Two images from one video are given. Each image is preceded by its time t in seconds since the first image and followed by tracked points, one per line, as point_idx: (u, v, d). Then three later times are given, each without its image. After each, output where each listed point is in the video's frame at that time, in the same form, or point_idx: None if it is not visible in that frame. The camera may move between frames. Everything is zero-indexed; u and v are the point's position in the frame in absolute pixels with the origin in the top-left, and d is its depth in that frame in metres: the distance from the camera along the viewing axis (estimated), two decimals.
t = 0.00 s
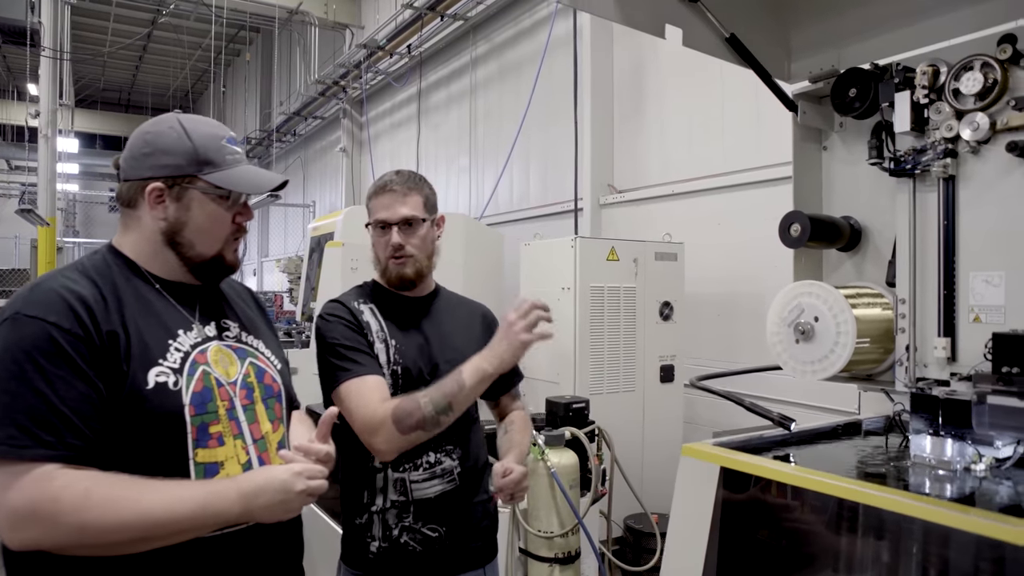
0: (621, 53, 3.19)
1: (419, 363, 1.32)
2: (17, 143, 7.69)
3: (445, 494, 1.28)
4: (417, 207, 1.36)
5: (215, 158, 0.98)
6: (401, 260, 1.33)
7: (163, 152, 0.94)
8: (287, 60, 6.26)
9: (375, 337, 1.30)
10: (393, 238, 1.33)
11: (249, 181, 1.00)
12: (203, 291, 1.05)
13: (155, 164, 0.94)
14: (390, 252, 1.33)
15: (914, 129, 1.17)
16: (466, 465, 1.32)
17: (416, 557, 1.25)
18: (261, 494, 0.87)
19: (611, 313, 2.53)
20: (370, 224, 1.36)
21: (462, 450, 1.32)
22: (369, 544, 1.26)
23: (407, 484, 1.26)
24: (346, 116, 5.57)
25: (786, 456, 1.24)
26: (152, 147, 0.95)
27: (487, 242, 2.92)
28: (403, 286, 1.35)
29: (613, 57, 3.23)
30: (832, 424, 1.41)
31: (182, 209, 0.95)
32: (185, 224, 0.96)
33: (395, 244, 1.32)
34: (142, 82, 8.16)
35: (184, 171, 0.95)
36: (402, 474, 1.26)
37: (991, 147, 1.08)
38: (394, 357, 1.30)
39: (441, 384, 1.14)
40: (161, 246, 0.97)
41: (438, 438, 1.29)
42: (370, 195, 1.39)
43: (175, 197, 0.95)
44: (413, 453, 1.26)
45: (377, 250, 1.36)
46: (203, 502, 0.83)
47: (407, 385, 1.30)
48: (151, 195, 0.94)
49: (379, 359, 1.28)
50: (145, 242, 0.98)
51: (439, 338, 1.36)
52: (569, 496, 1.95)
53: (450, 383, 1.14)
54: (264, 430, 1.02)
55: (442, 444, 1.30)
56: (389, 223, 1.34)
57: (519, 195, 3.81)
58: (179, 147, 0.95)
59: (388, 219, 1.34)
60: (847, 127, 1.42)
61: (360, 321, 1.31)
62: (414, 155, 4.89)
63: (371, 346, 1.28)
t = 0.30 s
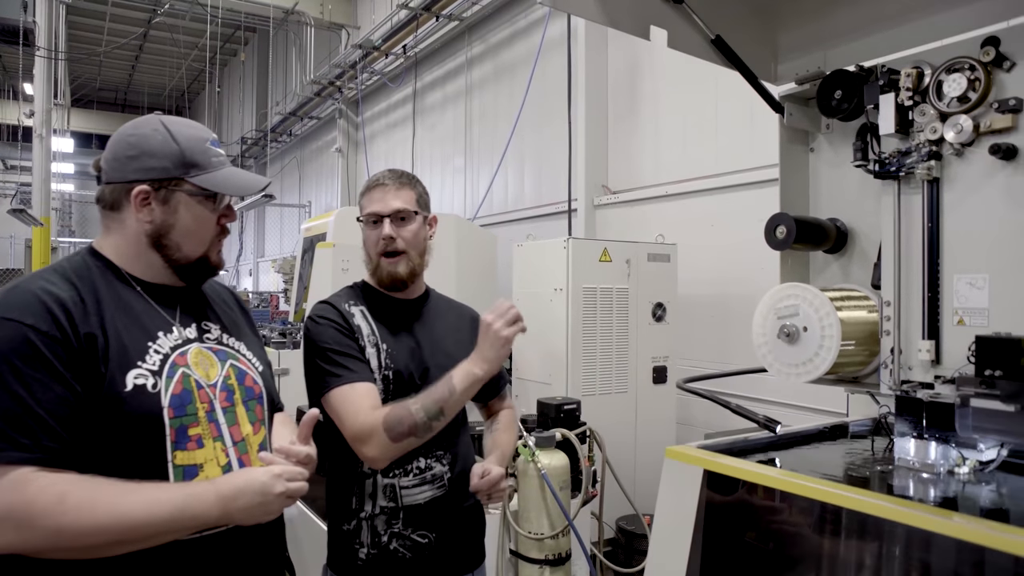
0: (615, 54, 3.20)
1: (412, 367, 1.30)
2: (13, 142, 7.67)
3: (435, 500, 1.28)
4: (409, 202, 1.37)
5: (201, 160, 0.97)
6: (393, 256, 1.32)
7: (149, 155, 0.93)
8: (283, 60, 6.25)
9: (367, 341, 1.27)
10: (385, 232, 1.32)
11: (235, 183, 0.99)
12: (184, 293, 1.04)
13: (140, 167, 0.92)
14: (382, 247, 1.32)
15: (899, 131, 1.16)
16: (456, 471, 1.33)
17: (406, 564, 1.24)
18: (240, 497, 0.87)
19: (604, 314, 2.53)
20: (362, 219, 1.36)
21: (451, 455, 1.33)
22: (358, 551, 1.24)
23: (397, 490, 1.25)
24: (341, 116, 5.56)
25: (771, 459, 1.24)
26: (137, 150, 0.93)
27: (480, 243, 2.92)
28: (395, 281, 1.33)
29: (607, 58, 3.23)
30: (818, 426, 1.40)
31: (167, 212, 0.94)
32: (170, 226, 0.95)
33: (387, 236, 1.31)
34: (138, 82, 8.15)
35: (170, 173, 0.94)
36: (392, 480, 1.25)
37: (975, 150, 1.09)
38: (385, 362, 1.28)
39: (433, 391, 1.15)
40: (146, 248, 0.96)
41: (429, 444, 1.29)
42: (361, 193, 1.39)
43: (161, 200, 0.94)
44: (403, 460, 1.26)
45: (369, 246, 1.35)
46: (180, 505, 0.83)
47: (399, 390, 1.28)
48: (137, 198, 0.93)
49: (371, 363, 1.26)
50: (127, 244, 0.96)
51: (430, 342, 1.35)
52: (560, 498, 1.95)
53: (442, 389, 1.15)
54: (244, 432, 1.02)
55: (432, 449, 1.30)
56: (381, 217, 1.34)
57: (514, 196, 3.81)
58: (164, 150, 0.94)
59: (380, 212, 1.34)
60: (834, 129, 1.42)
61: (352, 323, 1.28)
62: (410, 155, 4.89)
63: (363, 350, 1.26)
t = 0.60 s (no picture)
0: (611, 55, 3.20)
1: (399, 369, 1.27)
2: (13, 142, 7.69)
3: (420, 505, 1.28)
4: (401, 199, 1.37)
5: (182, 161, 0.97)
6: (386, 252, 1.32)
7: (129, 156, 0.93)
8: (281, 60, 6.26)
9: (352, 344, 1.26)
10: (377, 229, 1.32)
11: (216, 184, 0.99)
12: (166, 294, 1.05)
13: (120, 168, 0.93)
14: (375, 245, 1.32)
15: (882, 132, 1.17)
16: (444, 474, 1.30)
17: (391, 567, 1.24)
18: (221, 498, 0.87)
19: (597, 315, 2.53)
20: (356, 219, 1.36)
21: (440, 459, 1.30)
22: (344, 552, 1.25)
23: (382, 493, 1.25)
24: (340, 117, 5.52)
25: (756, 461, 1.24)
26: (117, 151, 0.93)
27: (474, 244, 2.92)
28: (389, 278, 1.32)
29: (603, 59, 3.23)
30: (805, 428, 1.40)
31: (148, 213, 0.95)
32: (151, 227, 0.95)
33: (379, 234, 1.32)
34: (137, 82, 8.16)
35: (151, 175, 0.94)
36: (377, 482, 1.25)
37: (958, 151, 1.09)
38: (370, 364, 1.26)
39: (423, 451, 1.08)
40: (128, 249, 0.97)
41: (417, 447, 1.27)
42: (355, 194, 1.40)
43: (142, 201, 0.94)
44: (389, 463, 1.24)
45: (363, 245, 1.35)
46: (159, 505, 0.83)
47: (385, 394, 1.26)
48: (117, 199, 0.93)
49: (354, 365, 1.25)
50: (108, 246, 0.97)
51: (419, 345, 1.32)
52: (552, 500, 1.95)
53: (432, 457, 1.07)
54: (225, 433, 1.03)
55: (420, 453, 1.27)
56: (373, 214, 1.35)
57: (511, 197, 3.81)
58: (144, 151, 0.94)
59: (372, 210, 1.35)
60: (820, 130, 1.42)
61: (338, 326, 1.28)
62: (408, 155, 4.89)
63: (347, 353, 1.25)
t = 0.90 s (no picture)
0: (607, 55, 3.19)
1: (377, 372, 1.23)
2: (14, 143, 7.71)
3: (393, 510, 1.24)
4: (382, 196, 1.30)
5: (159, 161, 0.97)
6: (362, 256, 1.28)
7: (106, 156, 0.93)
8: (280, 61, 6.27)
9: (332, 345, 1.26)
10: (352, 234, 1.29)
11: (194, 183, 0.99)
12: (147, 294, 1.05)
13: (97, 168, 0.93)
14: (353, 249, 1.29)
15: (866, 131, 1.17)
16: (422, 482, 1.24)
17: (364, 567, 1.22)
18: (197, 497, 0.87)
19: (591, 315, 2.52)
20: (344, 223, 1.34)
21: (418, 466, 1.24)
22: (322, 544, 1.26)
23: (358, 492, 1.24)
24: (338, 117, 5.57)
25: (742, 461, 1.23)
26: (94, 152, 0.94)
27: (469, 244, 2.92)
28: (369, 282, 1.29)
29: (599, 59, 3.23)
30: (793, 428, 1.40)
31: (126, 212, 0.95)
32: (129, 227, 0.95)
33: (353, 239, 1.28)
34: (137, 83, 8.18)
35: (127, 174, 0.94)
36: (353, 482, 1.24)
37: (940, 151, 1.09)
38: (348, 366, 1.24)
39: (380, 474, 1.10)
40: (106, 249, 0.97)
41: (391, 452, 1.22)
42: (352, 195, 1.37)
43: (119, 201, 0.94)
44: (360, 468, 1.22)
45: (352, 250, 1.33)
46: (134, 506, 0.83)
47: (363, 396, 1.23)
48: (94, 199, 0.94)
49: (331, 366, 1.24)
50: (86, 246, 0.97)
51: (403, 347, 1.26)
52: (544, 501, 1.95)
53: (386, 482, 1.09)
54: (205, 433, 1.03)
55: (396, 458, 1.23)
56: (352, 217, 1.31)
57: (508, 196, 3.81)
58: (121, 151, 0.94)
59: (351, 213, 1.31)
60: (806, 129, 1.42)
61: (322, 324, 1.28)
62: (405, 156, 4.90)
63: (325, 353, 1.24)
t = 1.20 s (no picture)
0: (605, 55, 3.19)
1: (361, 374, 1.22)
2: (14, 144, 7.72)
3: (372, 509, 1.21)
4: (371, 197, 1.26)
5: (146, 161, 0.97)
6: (352, 259, 1.26)
7: (92, 157, 0.93)
8: (279, 62, 6.27)
9: (324, 346, 1.27)
10: (343, 236, 1.27)
11: (181, 183, 0.99)
12: (136, 295, 1.05)
13: (83, 169, 0.93)
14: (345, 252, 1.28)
15: (857, 131, 1.17)
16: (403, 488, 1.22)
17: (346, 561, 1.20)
18: (182, 498, 0.87)
19: (588, 315, 2.52)
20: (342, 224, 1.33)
21: (398, 471, 1.21)
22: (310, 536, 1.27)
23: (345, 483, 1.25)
24: (337, 117, 5.59)
25: (735, 461, 1.22)
26: (80, 153, 0.94)
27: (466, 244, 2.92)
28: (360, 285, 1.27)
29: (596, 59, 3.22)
30: (786, 428, 1.40)
31: (113, 213, 0.95)
32: (116, 228, 0.95)
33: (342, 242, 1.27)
34: (137, 83, 8.19)
35: (114, 175, 0.94)
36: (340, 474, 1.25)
37: (931, 150, 1.09)
38: (335, 368, 1.25)
39: (338, 493, 1.14)
40: (94, 250, 0.96)
41: (371, 456, 1.22)
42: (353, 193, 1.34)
43: (106, 202, 0.94)
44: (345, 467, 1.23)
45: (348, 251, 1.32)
46: (119, 506, 0.83)
47: (348, 398, 1.23)
48: (81, 200, 0.94)
49: (321, 367, 1.25)
50: (74, 247, 0.97)
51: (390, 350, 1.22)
52: (539, 501, 1.94)
53: (343, 503, 1.13)
54: (193, 433, 1.03)
55: (377, 462, 1.22)
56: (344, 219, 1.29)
57: (506, 197, 3.81)
58: (108, 151, 0.94)
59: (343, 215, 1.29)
60: (799, 129, 1.42)
61: (319, 325, 1.30)
62: (404, 156, 4.90)
63: (316, 355, 1.26)
